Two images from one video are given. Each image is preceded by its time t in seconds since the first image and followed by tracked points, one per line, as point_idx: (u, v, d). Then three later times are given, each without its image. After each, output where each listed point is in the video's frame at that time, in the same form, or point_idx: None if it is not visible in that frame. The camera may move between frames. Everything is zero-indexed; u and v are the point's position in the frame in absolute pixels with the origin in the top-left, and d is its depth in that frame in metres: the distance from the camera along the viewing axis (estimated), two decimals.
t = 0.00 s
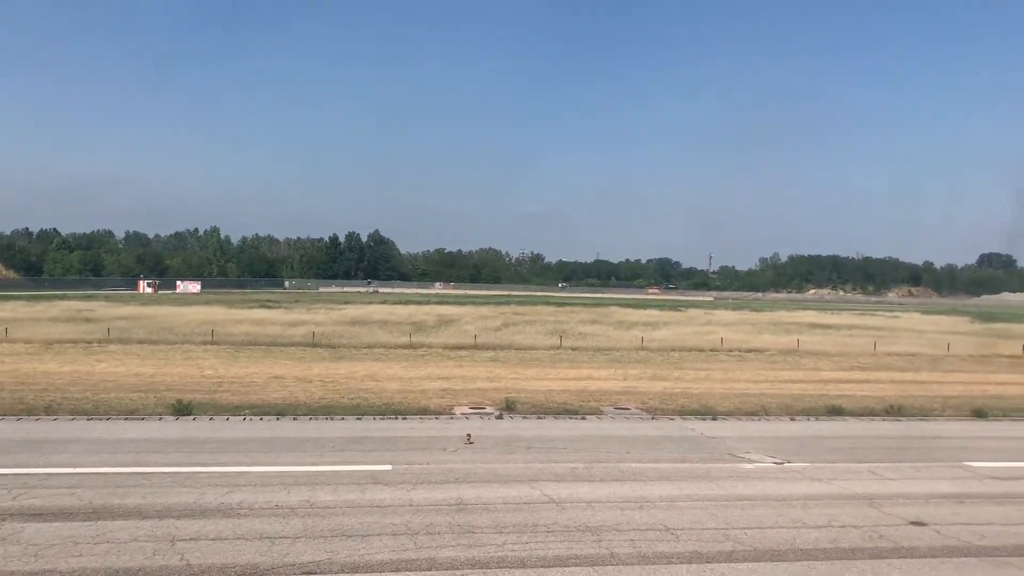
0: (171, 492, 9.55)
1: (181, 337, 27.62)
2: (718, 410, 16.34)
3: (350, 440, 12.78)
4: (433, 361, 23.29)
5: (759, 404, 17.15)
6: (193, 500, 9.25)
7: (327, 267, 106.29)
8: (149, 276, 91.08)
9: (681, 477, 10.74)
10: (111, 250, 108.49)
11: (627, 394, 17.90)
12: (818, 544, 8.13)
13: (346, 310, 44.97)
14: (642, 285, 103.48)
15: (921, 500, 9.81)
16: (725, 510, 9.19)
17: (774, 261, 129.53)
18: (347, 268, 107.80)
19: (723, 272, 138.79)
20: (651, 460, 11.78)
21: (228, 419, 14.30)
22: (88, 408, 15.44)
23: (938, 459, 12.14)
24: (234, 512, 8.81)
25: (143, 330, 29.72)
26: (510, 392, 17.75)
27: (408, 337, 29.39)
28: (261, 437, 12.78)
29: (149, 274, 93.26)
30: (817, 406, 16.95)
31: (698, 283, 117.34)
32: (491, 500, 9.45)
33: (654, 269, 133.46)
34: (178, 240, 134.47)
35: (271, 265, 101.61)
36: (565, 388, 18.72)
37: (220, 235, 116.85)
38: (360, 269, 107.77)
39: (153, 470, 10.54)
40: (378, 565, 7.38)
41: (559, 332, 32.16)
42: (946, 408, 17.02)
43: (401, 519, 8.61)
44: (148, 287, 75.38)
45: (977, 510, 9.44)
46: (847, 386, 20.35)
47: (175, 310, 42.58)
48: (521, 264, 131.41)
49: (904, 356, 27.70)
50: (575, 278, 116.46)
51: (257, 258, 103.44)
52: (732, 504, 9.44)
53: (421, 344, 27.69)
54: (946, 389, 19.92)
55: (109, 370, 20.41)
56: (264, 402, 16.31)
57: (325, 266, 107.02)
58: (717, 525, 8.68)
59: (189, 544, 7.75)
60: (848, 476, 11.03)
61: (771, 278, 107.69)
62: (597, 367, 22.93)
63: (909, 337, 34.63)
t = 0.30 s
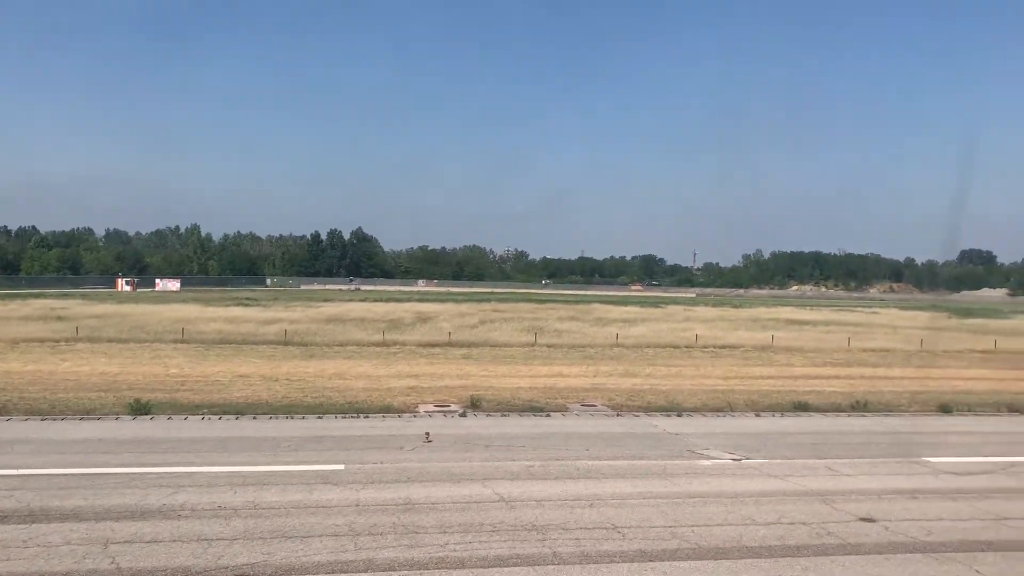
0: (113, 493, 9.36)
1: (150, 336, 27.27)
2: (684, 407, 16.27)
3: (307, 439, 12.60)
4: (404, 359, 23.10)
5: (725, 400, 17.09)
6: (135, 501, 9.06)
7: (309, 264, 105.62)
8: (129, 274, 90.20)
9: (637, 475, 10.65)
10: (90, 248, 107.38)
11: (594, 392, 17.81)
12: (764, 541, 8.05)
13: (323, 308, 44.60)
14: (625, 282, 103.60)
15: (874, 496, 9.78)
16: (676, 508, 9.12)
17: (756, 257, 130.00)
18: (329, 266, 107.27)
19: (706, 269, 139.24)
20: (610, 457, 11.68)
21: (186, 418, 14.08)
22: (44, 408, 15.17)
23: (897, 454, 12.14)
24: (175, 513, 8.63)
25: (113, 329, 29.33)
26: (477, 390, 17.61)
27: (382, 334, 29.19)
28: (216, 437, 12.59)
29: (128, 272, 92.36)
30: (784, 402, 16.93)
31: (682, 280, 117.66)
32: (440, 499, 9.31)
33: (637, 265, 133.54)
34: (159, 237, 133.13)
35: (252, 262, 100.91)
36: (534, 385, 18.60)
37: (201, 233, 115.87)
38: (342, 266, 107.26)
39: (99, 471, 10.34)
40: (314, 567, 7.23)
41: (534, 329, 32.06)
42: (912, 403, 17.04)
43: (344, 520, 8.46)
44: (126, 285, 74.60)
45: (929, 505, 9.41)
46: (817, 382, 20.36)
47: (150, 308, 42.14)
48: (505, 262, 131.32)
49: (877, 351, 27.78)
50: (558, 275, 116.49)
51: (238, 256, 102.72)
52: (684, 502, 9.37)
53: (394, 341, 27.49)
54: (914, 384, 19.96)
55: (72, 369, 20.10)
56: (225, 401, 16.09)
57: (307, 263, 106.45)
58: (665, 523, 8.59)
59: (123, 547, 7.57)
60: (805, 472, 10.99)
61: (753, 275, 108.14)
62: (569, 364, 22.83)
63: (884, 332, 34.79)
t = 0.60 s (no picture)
0: (54, 493, 9.16)
1: (121, 333, 26.95)
2: (651, 405, 16.19)
3: (263, 437, 12.43)
4: (377, 356, 22.90)
5: (694, 397, 17.03)
6: (75, 502, 8.86)
7: (292, 261, 104.96)
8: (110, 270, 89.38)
9: (593, 473, 10.56)
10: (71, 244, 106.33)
11: (564, 389, 17.70)
12: (711, 541, 7.96)
13: (302, 304, 44.24)
14: (610, 280, 103.64)
15: (828, 494, 9.73)
16: (627, 507, 9.03)
17: (741, 254, 130.39)
18: (313, 262, 106.74)
19: (691, 266, 139.57)
20: (569, 455, 11.57)
21: (144, 416, 13.86)
22: None
23: (857, 452, 12.12)
24: (114, 514, 8.44)
25: (84, 325, 28.98)
26: (445, 387, 17.46)
27: (357, 331, 29.01)
28: (172, 435, 12.39)
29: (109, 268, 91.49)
30: (752, 399, 16.89)
31: (667, 278, 117.91)
32: (389, 498, 9.16)
33: (623, 263, 133.64)
34: (141, 233, 131.87)
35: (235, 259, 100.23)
36: (503, 382, 18.46)
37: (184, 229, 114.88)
38: (326, 263, 106.73)
39: (45, 470, 10.14)
40: (249, 568, 7.07)
41: (511, 326, 31.94)
42: (880, 400, 17.04)
43: (287, 521, 8.31)
44: (107, 281, 73.91)
45: (881, 504, 9.39)
46: (789, 379, 20.35)
47: (126, 304, 41.66)
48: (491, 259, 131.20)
49: (852, 349, 27.82)
50: (544, 272, 116.46)
51: (221, 253, 102.06)
52: (637, 501, 9.28)
53: (369, 338, 27.31)
54: (884, 382, 19.98)
55: (36, 366, 19.80)
56: (188, 399, 15.88)
57: (291, 260, 105.90)
58: (615, 522, 8.50)
59: (54, 549, 7.39)
60: (763, 470, 10.94)
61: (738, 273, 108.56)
62: (542, 362, 22.71)
63: (860, 329, 34.90)
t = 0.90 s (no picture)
0: None
1: (92, 331, 26.61)
2: (619, 403, 16.10)
3: (220, 436, 12.22)
4: (350, 354, 22.69)
5: (663, 396, 16.95)
6: (13, 503, 8.64)
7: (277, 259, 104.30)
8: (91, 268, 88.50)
9: (550, 472, 10.43)
10: (51, 241, 105.20)
11: (534, 387, 17.56)
12: (659, 541, 7.85)
13: (282, 302, 43.88)
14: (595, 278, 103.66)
15: (784, 493, 9.64)
16: (579, 507, 8.92)
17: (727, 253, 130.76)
18: (297, 260, 106.18)
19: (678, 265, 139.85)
20: (529, 454, 11.46)
21: (101, 415, 13.61)
22: None
23: (819, 450, 12.06)
24: (51, 515, 8.23)
25: (55, 323, 28.59)
26: (414, 385, 17.31)
27: (333, 329, 28.77)
28: (126, 434, 12.16)
29: (91, 265, 90.61)
30: (721, 397, 16.82)
31: (653, 276, 118.07)
32: (337, 499, 9.00)
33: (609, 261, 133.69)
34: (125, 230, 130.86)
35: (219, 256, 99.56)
36: (473, 381, 18.30)
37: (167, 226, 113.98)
38: (311, 261, 106.22)
39: None
40: (181, 570, 6.89)
41: (490, 324, 31.81)
42: (850, 398, 17.01)
43: (229, 522, 8.13)
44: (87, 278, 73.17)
45: (835, 503, 9.32)
46: (761, 377, 20.31)
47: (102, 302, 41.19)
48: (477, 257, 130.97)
49: (828, 346, 27.88)
50: (530, 270, 116.45)
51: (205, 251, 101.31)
52: (589, 501, 9.17)
53: (344, 336, 27.09)
54: (856, 380, 19.97)
55: None
56: (149, 397, 15.62)
57: (275, 258, 105.32)
58: (564, 523, 8.38)
59: None
60: (722, 468, 10.86)
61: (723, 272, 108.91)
62: (516, 360, 22.56)
63: (839, 327, 34.95)
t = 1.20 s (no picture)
0: None
1: (63, 329, 26.26)
2: (587, 401, 16.01)
3: (176, 435, 12.02)
4: (322, 353, 22.50)
5: (632, 393, 16.87)
6: None
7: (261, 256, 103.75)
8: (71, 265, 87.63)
9: (505, 470, 10.31)
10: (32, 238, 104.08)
11: (503, 385, 17.44)
12: (605, 541, 7.74)
13: (261, 300, 43.62)
14: (582, 275, 103.69)
15: (739, 491, 9.57)
16: (529, 506, 8.79)
17: (713, 251, 131.13)
18: (282, 257, 105.59)
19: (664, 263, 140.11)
20: (487, 451, 11.33)
21: (57, 414, 13.37)
22: None
23: (781, 447, 12.00)
24: None
25: (25, 321, 28.20)
26: (381, 383, 17.15)
27: (308, 327, 28.55)
28: (80, 434, 11.94)
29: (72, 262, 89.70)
30: (691, 395, 16.75)
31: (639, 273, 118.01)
32: (284, 499, 8.84)
33: (595, 259, 133.81)
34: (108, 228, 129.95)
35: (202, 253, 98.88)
36: (443, 379, 18.15)
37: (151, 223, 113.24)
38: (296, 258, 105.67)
39: None
40: (109, 573, 6.71)
41: (467, 321, 31.67)
42: (819, 395, 16.99)
43: (169, 523, 7.96)
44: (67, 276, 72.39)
45: (789, 501, 9.26)
46: (734, 374, 20.27)
47: (78, 300, 40.80)
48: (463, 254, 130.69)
49: (804, 343, 27.91)
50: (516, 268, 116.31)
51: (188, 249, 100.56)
52: (541, 500, 9.04)
53: (319, 333, 26.88)
54: (828, 377, 19.95)
55: None
56: (110, 396, 15.37)
57: (260, 255, 104.71)
58: (511, 522, 8.25)
59: None
60: (680, 466, 10.78)
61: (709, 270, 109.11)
62: (490, 357, 22.44)
63: (818, 324, 35.01)
